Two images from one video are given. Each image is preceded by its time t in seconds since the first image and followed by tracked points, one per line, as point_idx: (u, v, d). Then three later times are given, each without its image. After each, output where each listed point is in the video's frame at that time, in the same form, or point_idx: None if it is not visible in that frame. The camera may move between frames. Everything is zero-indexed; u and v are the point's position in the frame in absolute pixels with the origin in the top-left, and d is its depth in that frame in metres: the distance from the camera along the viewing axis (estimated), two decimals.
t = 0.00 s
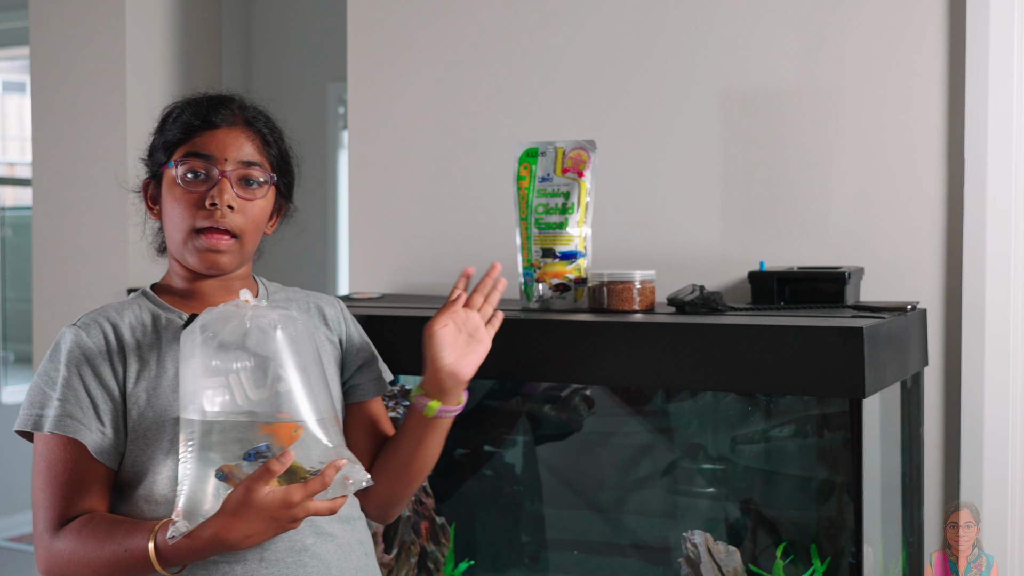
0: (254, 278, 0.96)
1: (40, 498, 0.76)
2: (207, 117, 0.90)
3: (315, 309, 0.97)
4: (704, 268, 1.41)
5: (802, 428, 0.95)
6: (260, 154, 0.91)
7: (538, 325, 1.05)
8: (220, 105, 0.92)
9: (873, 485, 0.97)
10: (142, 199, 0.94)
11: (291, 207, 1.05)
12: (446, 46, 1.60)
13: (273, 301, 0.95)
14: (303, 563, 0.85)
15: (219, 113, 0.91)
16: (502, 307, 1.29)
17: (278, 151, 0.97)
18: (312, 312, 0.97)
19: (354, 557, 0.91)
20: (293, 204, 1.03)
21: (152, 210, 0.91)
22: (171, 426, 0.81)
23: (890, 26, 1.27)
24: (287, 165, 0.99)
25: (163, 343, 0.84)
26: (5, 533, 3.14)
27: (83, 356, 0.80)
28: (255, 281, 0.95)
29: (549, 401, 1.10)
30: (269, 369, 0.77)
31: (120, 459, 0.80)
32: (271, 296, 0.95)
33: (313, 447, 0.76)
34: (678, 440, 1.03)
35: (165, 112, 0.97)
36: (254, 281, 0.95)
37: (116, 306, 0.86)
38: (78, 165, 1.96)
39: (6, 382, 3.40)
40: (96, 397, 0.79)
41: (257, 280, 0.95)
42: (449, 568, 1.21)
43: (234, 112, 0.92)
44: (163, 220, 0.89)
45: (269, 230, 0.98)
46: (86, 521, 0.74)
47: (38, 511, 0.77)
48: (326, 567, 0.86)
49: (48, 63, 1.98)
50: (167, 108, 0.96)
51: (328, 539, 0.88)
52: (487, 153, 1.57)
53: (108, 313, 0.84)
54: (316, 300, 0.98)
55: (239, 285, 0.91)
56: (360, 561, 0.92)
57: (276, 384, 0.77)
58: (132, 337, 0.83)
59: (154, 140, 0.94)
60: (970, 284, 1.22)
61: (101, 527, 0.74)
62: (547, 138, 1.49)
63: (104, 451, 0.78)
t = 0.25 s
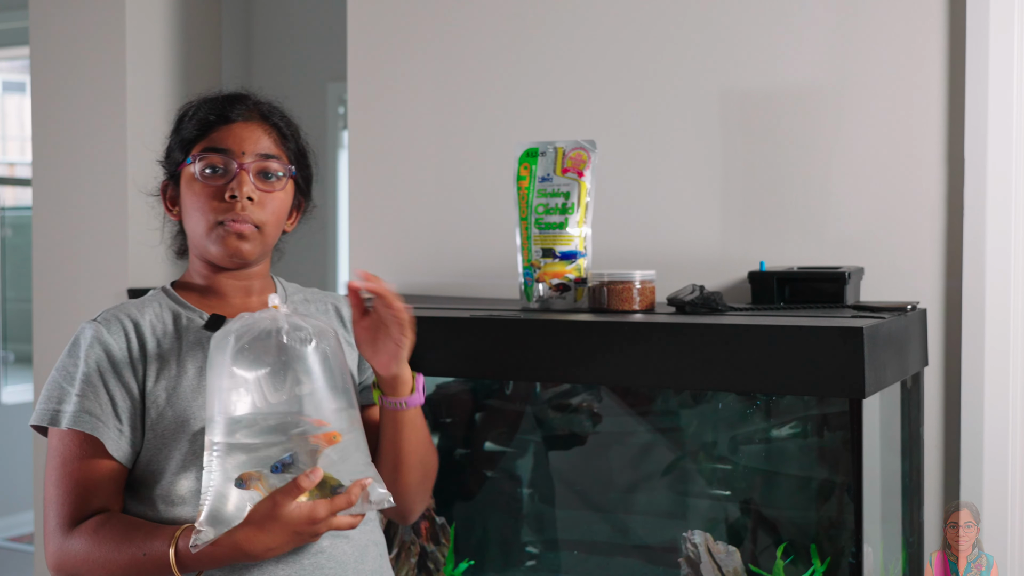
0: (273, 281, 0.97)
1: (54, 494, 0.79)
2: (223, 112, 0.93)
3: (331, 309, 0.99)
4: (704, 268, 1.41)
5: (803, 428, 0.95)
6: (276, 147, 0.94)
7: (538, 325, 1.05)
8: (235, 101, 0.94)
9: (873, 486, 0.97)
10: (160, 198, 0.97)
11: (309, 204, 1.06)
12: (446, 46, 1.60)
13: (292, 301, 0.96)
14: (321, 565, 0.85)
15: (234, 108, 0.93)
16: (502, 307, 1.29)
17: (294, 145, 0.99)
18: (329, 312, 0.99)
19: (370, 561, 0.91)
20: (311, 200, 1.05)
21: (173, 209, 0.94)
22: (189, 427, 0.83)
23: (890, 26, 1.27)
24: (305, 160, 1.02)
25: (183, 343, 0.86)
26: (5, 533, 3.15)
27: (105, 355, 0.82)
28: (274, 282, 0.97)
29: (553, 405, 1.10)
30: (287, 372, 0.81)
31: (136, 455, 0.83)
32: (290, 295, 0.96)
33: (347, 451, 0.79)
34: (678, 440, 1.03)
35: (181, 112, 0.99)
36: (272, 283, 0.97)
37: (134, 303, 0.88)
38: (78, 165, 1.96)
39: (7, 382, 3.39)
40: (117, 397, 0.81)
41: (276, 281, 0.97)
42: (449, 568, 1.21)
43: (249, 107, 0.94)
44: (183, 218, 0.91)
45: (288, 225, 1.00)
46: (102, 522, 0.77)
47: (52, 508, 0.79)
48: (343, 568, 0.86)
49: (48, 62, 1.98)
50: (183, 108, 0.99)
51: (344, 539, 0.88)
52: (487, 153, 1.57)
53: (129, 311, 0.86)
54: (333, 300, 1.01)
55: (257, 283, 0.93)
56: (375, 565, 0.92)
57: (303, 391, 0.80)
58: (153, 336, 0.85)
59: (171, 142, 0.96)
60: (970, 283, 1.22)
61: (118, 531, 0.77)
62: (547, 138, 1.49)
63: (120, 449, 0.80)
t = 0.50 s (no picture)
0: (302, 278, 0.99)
1: (65, 487, 0.80)
2: (246, 109, 0.93)
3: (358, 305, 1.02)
4: (704, 268, 1.41)
5: (803, 429, 0.95)
6: (301, 143, 0.93)
7: (539, 325, 1.05)
8: (256, 98, 0.94)
9: (873, 486, 0.97)
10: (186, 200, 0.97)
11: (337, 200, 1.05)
12: (446, 46, 1.60)
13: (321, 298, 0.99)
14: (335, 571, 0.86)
15: (257, 105, 0.93)
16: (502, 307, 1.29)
17: (318, 140, 0.98)
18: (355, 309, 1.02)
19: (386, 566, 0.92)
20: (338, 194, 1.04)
21: (199, 210, 0.94)
22: (206, 424, 0.84)
23: (889, 26, 1.27)
24: (331, 156, 1.01)
25: (203, 339, 0.88)
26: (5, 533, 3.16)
27: (124, 349, 0.84)
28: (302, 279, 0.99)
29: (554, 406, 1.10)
30: (302, 380, 0.78)
31: (154, 451, 0.84)
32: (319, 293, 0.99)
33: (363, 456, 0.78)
34: (679, 440, 1.03)
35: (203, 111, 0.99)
36: (302, 280, 0.98)
37: (160, 300, 0.91)
38: (77, 166, 1.96)
39: (7, 382, 3.40)
40: (134, 391, 0.83)
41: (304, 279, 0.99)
42: (449, 567, 1.21)
43: (271, 103, 0.94)
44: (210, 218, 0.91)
45: (317, 221, 0.99)
46: (110, 519, 0.78)
47: (62, 502, 0.80)
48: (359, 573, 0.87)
49: (48, 63, 1.98)
50: (204, 107, 0.99)
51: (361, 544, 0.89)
52: (487, 153, 1.57)
53: (153, 307, 0.89)
54: (361, 299, 1.03)
55: (285, 283, 0.94)
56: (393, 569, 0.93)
57: (320, 410, 0.78)
58: (175, 331, 0.88)
59: (193, 142, 0.96)
60: (970, 284, 1.22)
61: (125, 531, 0.78)
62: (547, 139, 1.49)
63: (136, 442, 0.82)
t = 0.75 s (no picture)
0: (340, 285, 1.00)
1: (87, 485, 0.84)
2: (272, 112, 0.93)
3: (394, 314, 1.02)
4: (704, 268, 1.41)
5: (803, 429, 0.95)
6: (331, 141, 0.94)
7: (539, 326, 1.05)
8: (282, 101, 0.95)
9: (873, 485, 0.97)
10: (221, 208, 0.98)
11: (371, 197, 1.05)
12: (445, 46, 1.60)
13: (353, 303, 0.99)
14: None
15: (283, 107, 0.94)
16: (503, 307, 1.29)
17: (349, 137, 0.98)
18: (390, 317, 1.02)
19: None
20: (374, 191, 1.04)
21: (235, 217, 0.95)
22: (225, 429, 0.86)
23: (889, 26, 1.27)
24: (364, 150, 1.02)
25: (228, 344, 0.89)
26: (5, 533, 3.16)
27: (152, 351, 0.87)
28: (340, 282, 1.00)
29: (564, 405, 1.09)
30: (321, 389, 0.78)
31: (175, 453, 0.87)
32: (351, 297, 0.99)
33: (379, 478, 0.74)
34: (678, 440, 1.03)
35: (229, 117, 1.01)
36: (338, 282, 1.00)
37: (193, 300, 0.93)
38: (77, 165, 1.96)
39: (7, 382, 3.40)
40: (158, 393, 0.86)
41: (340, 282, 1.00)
42: (449, 568, 1.20)
43: (298, 103, 0.95)
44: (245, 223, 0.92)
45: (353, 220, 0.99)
46: (125, 522, 0.82)
47: (84, 497, 0.84)
48: None
49: (48, 62, 1.98)
50: (231, 113, 1.00)
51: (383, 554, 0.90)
52: (488, 153, 1.57)
53: (184, 309, 0.91)
54: (397, 306, 1.03)
55: (321, 284, 0.95)
56: None
57: (337, 419, 0.76)
58: (203, 334, 0.90)
59: (223, 149, 0.97)
60: (970, 283, 1.22)
61: (138, 534, 0.81)
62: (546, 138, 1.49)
63: (159, 443, 0.85)
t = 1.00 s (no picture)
0: (375, 281, 0.99)
1: (111, 476, 0.85)
2: (306, 113, 0.91)
3: (427, 312, 0.98)
4: (704, 268, 1.41)
5: (804, 428, 0.95)
6: (366, 142, 0.92)
7: (539, 326, 1.05)
8: (316, 99, 0.92)
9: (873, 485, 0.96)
10: (256, 205, 0.98)
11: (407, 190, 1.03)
12: (445, 46, 1.60)
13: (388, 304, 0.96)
14: None
15: (317, 107, 0.91)
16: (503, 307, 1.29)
17: (383, 135, 0.96)
18: (423, 316, 0.98)
19: None
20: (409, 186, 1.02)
21: (269, 216, 0.94)
22: (250, 426, 0.86)
23: (889, 26, 1.27)
24: (398, 146, 0.99)
25: (256, 340, 0.90)
26: (5, 533, 3.17)
27: (181, 346, 0.88)
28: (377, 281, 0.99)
29: (604, 408, 1.07)
30: (346, 388, 0.77)
31: (201, 447, 0.88)
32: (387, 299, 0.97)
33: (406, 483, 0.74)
34: (679, 440, 1.03)
35: (263, 113, 0.99)
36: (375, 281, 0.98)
37: (228, 296, 0.94)
38: (77, 165, 1.96)
39: (7, 382, 3.40)
40: (187, 388, 0.87)
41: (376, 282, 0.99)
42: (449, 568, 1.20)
43: (332, 102, 0.92)
44: (280, 224, 0.91)
45: (389, 217, 0.98)
46: (145, 514, 0.82)
47: (107, 488, 0.85)
48: None
49: (48, 63, 1.98)
50: (265, 109, 0.98)
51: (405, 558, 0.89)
52: (488, 153, 1.57)
53: (216, 305, 0.92)
54: (431, 304, 0.99)
55: (356, 282, 0.94)
56: None
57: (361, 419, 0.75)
58: (233, 330, 0.90)
59: (257, 146, 0.96)
60: (970, 284, 1.22)
61: (157, 528, 0.81)
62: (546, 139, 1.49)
63: (185, 437, 0.86)
